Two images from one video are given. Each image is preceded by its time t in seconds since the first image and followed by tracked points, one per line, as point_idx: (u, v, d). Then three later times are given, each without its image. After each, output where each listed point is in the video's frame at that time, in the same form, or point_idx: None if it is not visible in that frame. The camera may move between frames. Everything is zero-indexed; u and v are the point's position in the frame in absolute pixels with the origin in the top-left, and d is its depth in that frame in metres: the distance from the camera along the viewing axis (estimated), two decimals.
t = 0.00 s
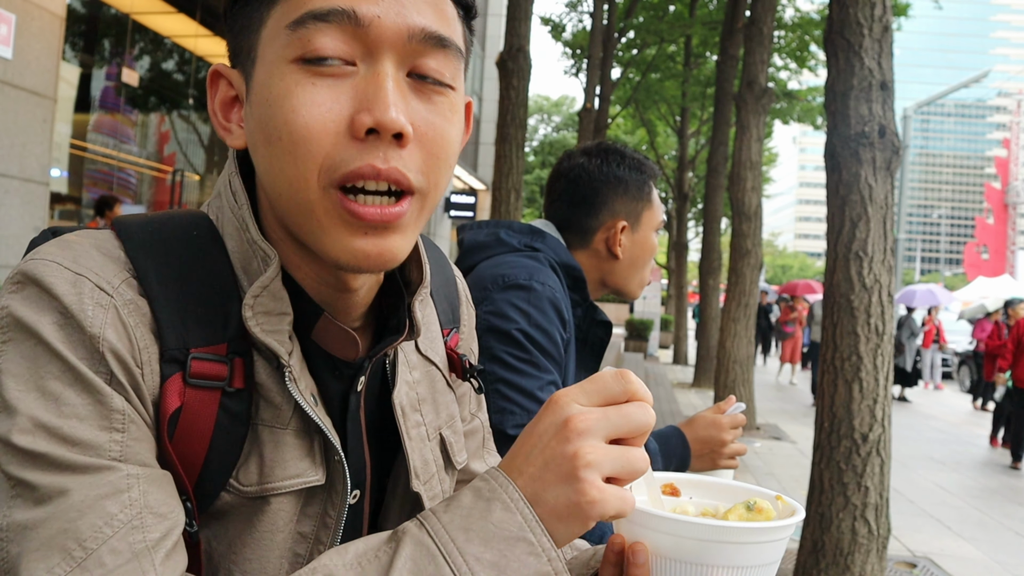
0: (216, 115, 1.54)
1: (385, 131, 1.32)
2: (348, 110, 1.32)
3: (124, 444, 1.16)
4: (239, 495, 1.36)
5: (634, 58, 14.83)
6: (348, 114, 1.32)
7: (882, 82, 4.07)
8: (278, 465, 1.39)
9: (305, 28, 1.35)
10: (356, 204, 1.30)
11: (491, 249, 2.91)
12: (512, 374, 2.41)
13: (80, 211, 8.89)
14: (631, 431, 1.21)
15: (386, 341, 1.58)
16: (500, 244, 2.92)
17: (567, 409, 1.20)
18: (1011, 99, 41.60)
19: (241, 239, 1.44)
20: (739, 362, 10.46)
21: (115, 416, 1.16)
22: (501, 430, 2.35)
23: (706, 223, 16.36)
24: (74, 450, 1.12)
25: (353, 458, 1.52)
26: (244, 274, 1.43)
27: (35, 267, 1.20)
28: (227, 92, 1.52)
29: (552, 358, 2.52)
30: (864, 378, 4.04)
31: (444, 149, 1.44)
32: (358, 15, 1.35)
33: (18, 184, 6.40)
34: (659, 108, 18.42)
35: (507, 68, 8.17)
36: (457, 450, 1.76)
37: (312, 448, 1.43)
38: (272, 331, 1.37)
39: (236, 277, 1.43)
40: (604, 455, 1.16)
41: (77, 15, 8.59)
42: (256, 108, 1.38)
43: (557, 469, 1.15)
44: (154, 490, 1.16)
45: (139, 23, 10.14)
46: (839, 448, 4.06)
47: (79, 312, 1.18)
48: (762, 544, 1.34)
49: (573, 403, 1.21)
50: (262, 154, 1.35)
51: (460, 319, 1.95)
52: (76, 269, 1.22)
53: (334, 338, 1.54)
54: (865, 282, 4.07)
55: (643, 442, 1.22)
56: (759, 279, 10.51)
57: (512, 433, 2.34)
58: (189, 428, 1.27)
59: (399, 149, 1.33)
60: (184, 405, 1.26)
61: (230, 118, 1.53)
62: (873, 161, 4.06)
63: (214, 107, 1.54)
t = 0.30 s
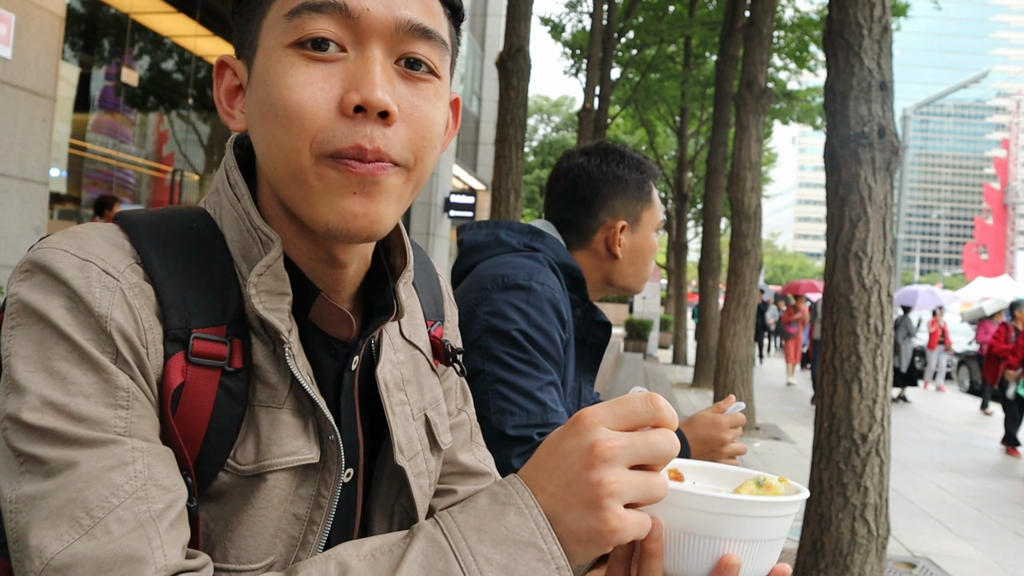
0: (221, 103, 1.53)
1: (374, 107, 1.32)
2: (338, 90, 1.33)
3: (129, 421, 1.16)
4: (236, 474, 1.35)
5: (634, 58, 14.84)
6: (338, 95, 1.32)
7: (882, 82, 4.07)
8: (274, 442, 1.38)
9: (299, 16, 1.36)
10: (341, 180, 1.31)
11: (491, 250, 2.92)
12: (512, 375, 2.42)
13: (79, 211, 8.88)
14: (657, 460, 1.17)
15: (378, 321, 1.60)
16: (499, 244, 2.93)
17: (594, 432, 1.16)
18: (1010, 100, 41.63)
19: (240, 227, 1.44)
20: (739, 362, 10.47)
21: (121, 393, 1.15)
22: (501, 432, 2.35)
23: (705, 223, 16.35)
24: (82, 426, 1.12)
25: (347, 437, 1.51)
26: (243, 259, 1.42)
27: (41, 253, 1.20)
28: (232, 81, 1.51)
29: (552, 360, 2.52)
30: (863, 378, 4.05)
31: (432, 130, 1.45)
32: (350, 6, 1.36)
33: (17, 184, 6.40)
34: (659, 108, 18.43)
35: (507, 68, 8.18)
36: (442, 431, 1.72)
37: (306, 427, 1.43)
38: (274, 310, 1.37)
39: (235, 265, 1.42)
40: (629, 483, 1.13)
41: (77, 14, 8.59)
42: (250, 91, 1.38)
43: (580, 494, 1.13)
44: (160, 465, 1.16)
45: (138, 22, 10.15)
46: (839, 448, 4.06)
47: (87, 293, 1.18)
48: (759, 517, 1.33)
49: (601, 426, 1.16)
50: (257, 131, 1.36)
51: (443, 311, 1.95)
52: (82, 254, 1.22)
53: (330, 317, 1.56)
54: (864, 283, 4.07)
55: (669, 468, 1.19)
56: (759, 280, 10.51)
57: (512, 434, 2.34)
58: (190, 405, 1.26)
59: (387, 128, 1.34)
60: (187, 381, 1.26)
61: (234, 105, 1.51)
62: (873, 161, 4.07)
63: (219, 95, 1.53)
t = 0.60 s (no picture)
0: (267, 86, 1.44)
1: (453, 164, 1.37)
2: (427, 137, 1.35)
3: (136, 422, 1.16)
4: (238, 470, 1.36)
5: (633, 58, 14.84)
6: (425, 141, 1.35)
7: (880, 83, 4.08)
8: (276, 437, 1.38)
9: (407, 55, 1.35)
10: (412, 222, 1.36)
11: (489, 250, 2.91)
12: (511, 376, 2.42)
13: (77, 210, 8.86)
14: (634, 403, 1.11)
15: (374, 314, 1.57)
16: (497, 244, 2.92)
17: (565, 392, 1.10)
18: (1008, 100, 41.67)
19: (243, 227, 1.44)
20: (737, 362, 10.46)
21: (127, 395, 1.16)
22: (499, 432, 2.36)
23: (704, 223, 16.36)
24: (89, 428, 1.12)
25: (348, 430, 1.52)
26: (245, 259, 1.43)
27: (48, 256, 1.21)
28: (282, 68, 1.44)
29: (551, 359, 2.52)
30: (862, 378, 4.05)
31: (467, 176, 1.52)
32: (452, 60, 1.37)
33: (15, 183, 6.38)
34: (657, 108, 18.44)
35: (505, 68, 8.17)
36: (429, 419, 1.73)
37: (308, 422, 1.43)
38: (281, 306, 1.38)
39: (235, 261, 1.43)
40: (611, 437, 1.09)
41: (76, 13, 8.58)
42: (332, 107, 1.36)
43: (568, 458, 1.09)
44: (167, 465, 1.16)
45: (136, 21, 10.14)
46: (837, 449, 4.06)
47: (94, 295, 1.19)
48: (763, 443, 1.32)
49: (570, 384, 1.10)
50: (334, 148, 1.35)
51: (429, 305, 1.96)
52: (88, 257, 1.23)
53: (334, 311, 1.54)
54: (863, 283, 4.07)
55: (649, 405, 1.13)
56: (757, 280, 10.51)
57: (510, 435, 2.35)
58: (196, 404, 1.27)
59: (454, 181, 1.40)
60: (194, 378, 1.26)
61: (280, 92, 1.43)
62: (871, 162, 4.07)
63: (265, 78, 1.45)
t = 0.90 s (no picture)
0: (320, 96, 1.50)
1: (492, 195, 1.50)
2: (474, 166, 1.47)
3: (145, 427, 1.18)
4: (248, 474, 1.37)
5: (631, 55, 14.84)
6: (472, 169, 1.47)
7: (878, 81, 4.08)
8: (287, 444, 1.40)
9: (467, 85, 1.46)
10: (449, 241, 1.48)
11: (488, 248, 2.91)
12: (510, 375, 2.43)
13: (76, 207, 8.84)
14: (600, 373, 1.18)
15: (393, 322, 1.63)
16: (496, 242, 2.92)
17: (530, 370, 1.18)
18: (1006, 99, 41.66)
19: (261, 231, 1.48)
20: (735, 360, 10.46)
21: (139, 399, 1.18)
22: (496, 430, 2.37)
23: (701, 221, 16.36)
24: (99, 431, 1.15)
25: (361, 435, 1.56)
26: (262, 263, 1.46)
27: (64, 254, 1.24)
28: (335, 79, 1.51)
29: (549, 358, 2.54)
30: (860, 376, 4.06)
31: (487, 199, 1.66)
32: (504, 95, 1.49)
33: (13, 180, 6.39)
34: (656, 106, 18.43)
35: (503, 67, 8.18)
36: (442, 426, 1.78)
37: (319, 430, 1.45)
38: (298, 312, 1.40)
39: (253, 264, 1.46)
40: (582, 412, 1.17)
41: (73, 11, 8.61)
42: (388, 127, 1.45)
43: (540, 435, 1.17)
44: (175, 471, 1.18)
45: (135, 19, 10.16)
46: (835, 447, 4.07)
47: (108, 297, 1.21)
48: (755, 481, 1.34)
49: (534, 362, 1.19)
50: (385, 167, 1.44)
51: (440, 312, 2.01)
52: (104, 257, 1.25)
53: (353, 318, 1.59)
54: (861, 281, 4.08)
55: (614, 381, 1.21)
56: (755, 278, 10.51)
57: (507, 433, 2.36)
58: (207, 407, 1.28)
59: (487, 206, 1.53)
60: (206, 383, 1.28)
61: (330, 104, 1.50)
62: (869, 160, 4.08)
63: (317, 87, 1.51)
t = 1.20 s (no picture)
0: (318, 89, 1.53)
1: (493, 175, 1.42)
2: (470, 147, 1.41)
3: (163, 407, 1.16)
4: (249, 471, 1.37)
5: (630, 55, 14.84)
6: (467, 151, 1.41)
7: (877, 81, 4.08)
8: (290, 441, 1.41)
9: (457, 65, 1.42)
10: (447, 226, 1.42)
11: (487, 248, 2.90)
12: (509, 374, 2.42)
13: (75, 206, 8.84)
14: (679, 356, 1.07)
15: (400, 324, 1.66)
16: (496, 242, 2.92)
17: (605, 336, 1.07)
18: (1005, 99, 41.67)
19: (269, 229, 1.49)
20: (733, 360, 10.46)
21: (154, 377, 1.17)
22: (495, 429, 2.36)
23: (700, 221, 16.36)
24: (116, 406, 1.11)
25: (366, 436, 1.58)
26: (269, 261, 1.47)
27: (76, 243, 1.23)
28: (334, 72, 1.53)
29: (548, 358, 2.54)
30: (858, 376, 4.06)
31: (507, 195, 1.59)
32: (499, 74, 1.44)
33: (11, 179, 6.38)
34: (655, 106, 18.43)
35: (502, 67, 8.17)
36: (448, 429, 1.80)
37: (323, 428, 1.46)
38: (305, 310, 1.41)
39: (260, 262, 1.47)
40: (649, 384, 1.05)
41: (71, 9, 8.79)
42: (381, 110, 1.43)
43: (599, 398, 1.04)
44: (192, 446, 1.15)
45: (134, 18, 10.16)
46: (833, 446, 4.08)
47: (123, 283, 1.20)
48: (764, 500, 1.34)
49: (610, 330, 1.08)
50: (377, 152, 1.42)
51: (446, 313, 2.03)
52: (117, 247, 1.25)
53: (358, 319, 1.62)
54: (860, 281, 4.08)
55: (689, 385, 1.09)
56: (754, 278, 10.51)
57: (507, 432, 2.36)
58: (214, 400, 1.29)
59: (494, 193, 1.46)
60: (214, 378, 1.28)
61: (329, 97, 1.52)
62: (868, 160, 4.08)
63: (317, 81, 1.54)
